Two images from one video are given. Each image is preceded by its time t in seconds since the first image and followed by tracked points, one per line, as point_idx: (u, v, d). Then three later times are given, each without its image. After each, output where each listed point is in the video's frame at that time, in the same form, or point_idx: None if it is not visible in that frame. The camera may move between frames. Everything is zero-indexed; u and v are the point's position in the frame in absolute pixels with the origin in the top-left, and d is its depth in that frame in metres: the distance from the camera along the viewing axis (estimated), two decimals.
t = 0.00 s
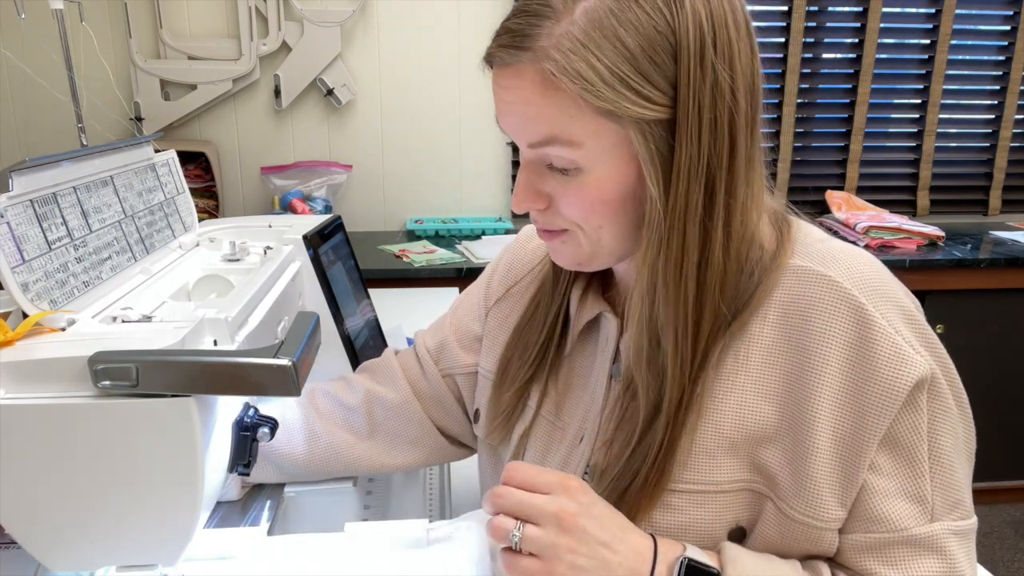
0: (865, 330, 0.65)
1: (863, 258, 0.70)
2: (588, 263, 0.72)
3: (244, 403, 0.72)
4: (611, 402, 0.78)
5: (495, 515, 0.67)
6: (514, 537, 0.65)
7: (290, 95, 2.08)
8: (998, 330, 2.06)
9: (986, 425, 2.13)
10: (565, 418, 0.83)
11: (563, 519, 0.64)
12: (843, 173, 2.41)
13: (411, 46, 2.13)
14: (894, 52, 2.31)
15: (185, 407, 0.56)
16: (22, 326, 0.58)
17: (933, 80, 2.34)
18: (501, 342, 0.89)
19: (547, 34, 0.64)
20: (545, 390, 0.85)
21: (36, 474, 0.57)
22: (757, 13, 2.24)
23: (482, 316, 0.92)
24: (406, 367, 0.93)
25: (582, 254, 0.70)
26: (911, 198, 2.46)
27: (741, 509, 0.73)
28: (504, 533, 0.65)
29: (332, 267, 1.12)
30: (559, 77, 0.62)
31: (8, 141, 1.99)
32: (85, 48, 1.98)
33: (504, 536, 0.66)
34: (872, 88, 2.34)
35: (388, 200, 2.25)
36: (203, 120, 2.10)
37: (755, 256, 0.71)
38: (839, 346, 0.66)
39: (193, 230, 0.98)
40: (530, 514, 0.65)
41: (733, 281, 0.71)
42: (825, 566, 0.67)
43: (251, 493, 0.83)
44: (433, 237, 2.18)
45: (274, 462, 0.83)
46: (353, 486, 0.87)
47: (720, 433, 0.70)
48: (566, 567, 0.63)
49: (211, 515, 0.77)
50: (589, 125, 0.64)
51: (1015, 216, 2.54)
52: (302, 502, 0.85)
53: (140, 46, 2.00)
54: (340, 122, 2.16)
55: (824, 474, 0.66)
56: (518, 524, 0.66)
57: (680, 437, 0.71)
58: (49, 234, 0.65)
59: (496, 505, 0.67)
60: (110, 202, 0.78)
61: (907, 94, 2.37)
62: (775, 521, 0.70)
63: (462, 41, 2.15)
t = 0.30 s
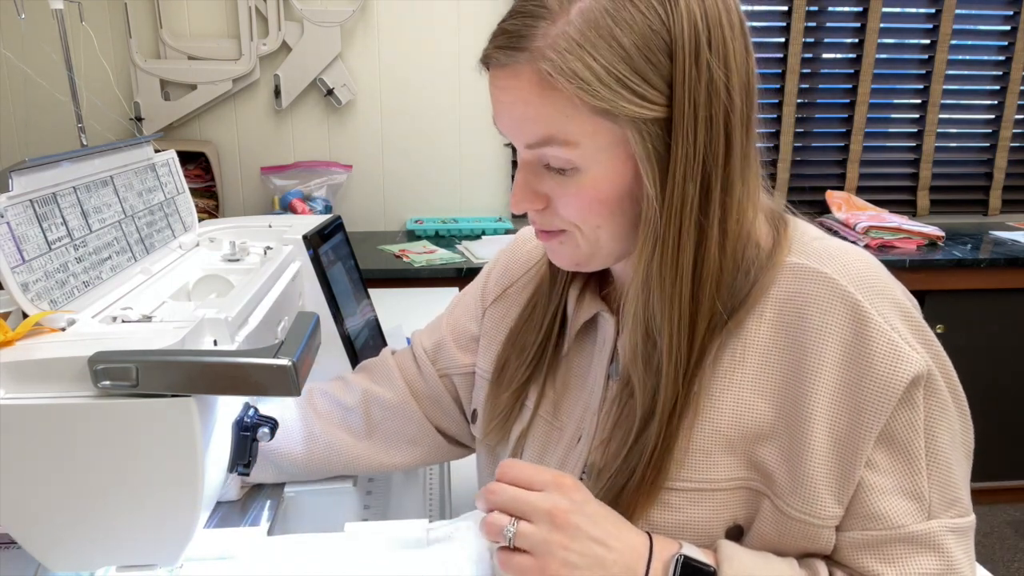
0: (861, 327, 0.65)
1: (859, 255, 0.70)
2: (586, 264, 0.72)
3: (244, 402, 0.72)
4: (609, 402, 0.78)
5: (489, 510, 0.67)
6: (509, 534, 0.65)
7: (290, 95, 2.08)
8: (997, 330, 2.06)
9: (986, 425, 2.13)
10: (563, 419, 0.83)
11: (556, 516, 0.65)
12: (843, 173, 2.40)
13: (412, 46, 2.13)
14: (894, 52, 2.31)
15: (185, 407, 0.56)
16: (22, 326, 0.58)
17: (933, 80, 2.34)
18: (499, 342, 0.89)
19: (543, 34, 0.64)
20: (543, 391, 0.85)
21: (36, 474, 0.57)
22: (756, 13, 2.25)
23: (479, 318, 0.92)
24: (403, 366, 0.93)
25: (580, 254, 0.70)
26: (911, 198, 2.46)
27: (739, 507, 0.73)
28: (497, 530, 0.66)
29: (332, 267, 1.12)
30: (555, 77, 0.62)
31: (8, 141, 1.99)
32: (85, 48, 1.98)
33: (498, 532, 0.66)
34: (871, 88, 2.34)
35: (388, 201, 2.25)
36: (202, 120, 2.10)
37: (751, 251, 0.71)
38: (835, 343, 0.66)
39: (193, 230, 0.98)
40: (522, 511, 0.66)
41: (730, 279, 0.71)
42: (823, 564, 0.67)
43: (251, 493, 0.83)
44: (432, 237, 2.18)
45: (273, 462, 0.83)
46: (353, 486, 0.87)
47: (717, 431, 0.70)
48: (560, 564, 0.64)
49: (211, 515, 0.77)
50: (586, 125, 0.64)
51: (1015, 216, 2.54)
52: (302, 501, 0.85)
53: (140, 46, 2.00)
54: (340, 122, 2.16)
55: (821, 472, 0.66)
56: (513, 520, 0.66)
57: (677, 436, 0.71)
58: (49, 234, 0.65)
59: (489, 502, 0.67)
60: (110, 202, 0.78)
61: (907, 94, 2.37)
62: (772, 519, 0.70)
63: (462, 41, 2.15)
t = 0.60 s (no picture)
0: (859, 320, 0.65)
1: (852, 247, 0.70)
2: (581, 262, 0.71)
3: (245, 403, 0.71)
4: (605, 405, 0.79)
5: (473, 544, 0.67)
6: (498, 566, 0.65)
7: (290, 95, 2.08)
8: (997, 330, 2.06)
9: (986, 424, 2.13)
10: (559, 424, 0.83)
11: (536, 532, 0.65)
12: (843, 173, 2.40)
13: (411, 46, 2.14)
14: (894, 52, 2.31)
15: (185, 407, 0.56)
16: (22, 326, 0.58)
17: (933, 80, 2.34)
18: (491, 346, 0.89)
19: (536, 29, 0.64)
20: (539, 396, 0.85)
21: (36, 475, 0.57)
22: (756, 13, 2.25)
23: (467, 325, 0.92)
24: (384, 369, 0.93)
25: (575, 250, 0.70)
26: (911, 198, 2.46)
27: (740, 503, 0.73)
28: (485, 562, 0.65)
29: (331, 267, 1.12)
30: (547, 71, 0.62)
31: (8, 141, 1.99)
32: (85, 48, 1.98)
33: (485, 563, 0.65)
34: (872, 88, 2.34)
35: (388, 201, 2.25)
36: (202, 120, 2.10)
37: (745, 242, 0.71)
38: (834, 337, 0.66)
39: (193, 230, 0.98)
40: (504, 537, 0.66)
41: (724, 275, 0.70)
42: (825, 559, 0.67)
43: (251, 492, 0.83)
44: (432, 237, 2.18)
45: (271, 463, 0.83)
46: (353, 486, 0.87)
47: (717, 426, 0.70)
48: None
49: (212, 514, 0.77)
50: (578, 118, 0.64)
51: (1015, 216, 2.54)
52: (303, 501, 0.85)
53: (139, 46, 2.00)
54: (340, 121, 2.16)
55: (823, 465, 0.66)
56: (497, 549, 0.66)
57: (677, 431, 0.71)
58: (49, 234, 0.65)
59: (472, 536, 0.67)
60: (110, 203, 0.78)
61: (907, 94, 2.37)
62: (775, 515, 0.70)
63: (462, 40, 2.15)
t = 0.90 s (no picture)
0: (856, 317, 0.65)
1: (849, 245, 0.70)
2: (577, 258, 0.71)
3: (245, 403, 0.71)
4: (604, 405, 0.79)
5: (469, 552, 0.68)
6: (491, 567, 0.65)
7: (290, 95, 2.08)
8: (997, 330, 2.06)
9: (986, 424, 2.13)
10: (560, 424, 0.83)
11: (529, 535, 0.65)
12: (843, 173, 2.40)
13: (411, 47, 2.14)
14: (894, 52, 2.31)
15: (185, 407, 0.56)
16: (22, 326, 0.58)
17: (933, 80, 2.34)
18: (491, 347, 0.89)
19: (533, 26, 0.64)
20: (539, 395, 0.85)
21: (36, 474, 0.57)
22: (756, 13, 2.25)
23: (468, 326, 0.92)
24: (381, 370, 0.93)
25: (571, 247, 0.70)
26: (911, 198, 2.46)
27: (739, 501, 0.73)
28: (478, 566, 0.66)
29: (331, 267, 1.12)
30: (544, 66, 0.62)
31: (8, 141, 1.99)
32: (85, 47, 1.98)
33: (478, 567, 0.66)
34: (872, 88, 2.34)
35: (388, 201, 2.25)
36: (202, 120, 2.10)
37: (742, 240, 0.70)
38: (831, 335, 0.66)
39: (193, 230, 0.98)
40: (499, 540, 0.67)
41: (722, 274, 0.70)
42: (824, 559, 0.67)
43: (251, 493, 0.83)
44: (432, 237, 2.18)
45: (270, 464, 0.83)
46: (353, 485, 0.87)
47: (715, 424, 0.70)
48: None
49: (211, 514, 0.77)
50: (574, 114, 0.63)
51: (1015, 216, 2.54)
52: (302, 501, 0.85)
53: (139, 46, 2.00)
54: (340, 121, 2.16)
55: (821, 462, 0.66)
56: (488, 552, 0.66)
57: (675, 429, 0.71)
58: (49, 234, 0.65)
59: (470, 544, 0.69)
60: (110, 202, 0.78)
61: (907, 94, 2.37)
62: (773, 513, 0.70)
63: (461, 40, 2.15)
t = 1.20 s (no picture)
0: (857, 316, 0.65)
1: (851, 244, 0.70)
2: (578, 255, 0.72)
3: (245, 403, 0.71)
4: (606, 403, 0.79)
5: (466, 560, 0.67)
6: (490, 575, 0.65)
7: (290, 95, 2.08)
8: (997, 330, 2.06)
9: (986, 424, 2.13)
10: (561, 423, 0.83)
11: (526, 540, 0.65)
12: (843, 173, 2.40)
13: (412, 47, 2.14)
14: (894, 52, 2.31)
15: (186, 407, 0.56)
16: (22, 326, 0.58)
17: (933, 80, 2.34)
18: (492, 347, 0.89)
19: (538, 21, 0.64)
20: (541, 393, 0.85)
21: (36, 475, 0.57)
22: (756, 13, 2.25)
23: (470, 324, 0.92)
24: (383, 368, 0.93)
25: (572, 244, 0.70)
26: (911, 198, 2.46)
27: (740, 501, 0.73)
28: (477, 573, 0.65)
29: (332, 267, 1.12)
30: (548, 62, 0.62)
31: (9, 141, 1.99)
32: (85, 48, 1.98)
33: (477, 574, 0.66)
34: (872, 88, 2.34)
35: (388, 200, 2.25)
36: (203, 120, 2.10)
37: (743, 239, 0.70)
38: (832, 333, 0.66)
39: (193, 230, 0.98)
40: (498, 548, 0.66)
41: (724, 273, 0.70)
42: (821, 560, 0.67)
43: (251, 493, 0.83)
44: (432, 237, 2.18)
45: (271, 466, 0.83)
46: (353, 486, 0.87)
47: (716, 422, 0.70)
48: None
49: (211, 514, 0.77)
50: (577, 111, 0.64)
51: (1015, 216, 2.54)
52: (303, 502, 0.85)
53: (139, 46, 2.00)
54: (340, 121, 2.16)
55: (822, 461, 0.66)
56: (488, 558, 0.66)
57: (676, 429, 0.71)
58: (49, 234, 0.65)
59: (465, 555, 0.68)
60: (110, 203, 0.78)
61: (907, 94, 2.37)
62: (774, 512, 0.70)
63: (462, 41, 2.15)
